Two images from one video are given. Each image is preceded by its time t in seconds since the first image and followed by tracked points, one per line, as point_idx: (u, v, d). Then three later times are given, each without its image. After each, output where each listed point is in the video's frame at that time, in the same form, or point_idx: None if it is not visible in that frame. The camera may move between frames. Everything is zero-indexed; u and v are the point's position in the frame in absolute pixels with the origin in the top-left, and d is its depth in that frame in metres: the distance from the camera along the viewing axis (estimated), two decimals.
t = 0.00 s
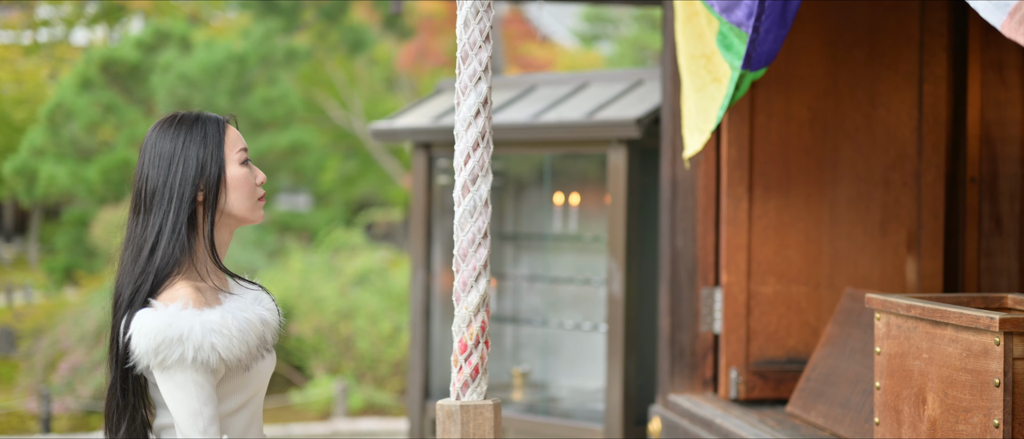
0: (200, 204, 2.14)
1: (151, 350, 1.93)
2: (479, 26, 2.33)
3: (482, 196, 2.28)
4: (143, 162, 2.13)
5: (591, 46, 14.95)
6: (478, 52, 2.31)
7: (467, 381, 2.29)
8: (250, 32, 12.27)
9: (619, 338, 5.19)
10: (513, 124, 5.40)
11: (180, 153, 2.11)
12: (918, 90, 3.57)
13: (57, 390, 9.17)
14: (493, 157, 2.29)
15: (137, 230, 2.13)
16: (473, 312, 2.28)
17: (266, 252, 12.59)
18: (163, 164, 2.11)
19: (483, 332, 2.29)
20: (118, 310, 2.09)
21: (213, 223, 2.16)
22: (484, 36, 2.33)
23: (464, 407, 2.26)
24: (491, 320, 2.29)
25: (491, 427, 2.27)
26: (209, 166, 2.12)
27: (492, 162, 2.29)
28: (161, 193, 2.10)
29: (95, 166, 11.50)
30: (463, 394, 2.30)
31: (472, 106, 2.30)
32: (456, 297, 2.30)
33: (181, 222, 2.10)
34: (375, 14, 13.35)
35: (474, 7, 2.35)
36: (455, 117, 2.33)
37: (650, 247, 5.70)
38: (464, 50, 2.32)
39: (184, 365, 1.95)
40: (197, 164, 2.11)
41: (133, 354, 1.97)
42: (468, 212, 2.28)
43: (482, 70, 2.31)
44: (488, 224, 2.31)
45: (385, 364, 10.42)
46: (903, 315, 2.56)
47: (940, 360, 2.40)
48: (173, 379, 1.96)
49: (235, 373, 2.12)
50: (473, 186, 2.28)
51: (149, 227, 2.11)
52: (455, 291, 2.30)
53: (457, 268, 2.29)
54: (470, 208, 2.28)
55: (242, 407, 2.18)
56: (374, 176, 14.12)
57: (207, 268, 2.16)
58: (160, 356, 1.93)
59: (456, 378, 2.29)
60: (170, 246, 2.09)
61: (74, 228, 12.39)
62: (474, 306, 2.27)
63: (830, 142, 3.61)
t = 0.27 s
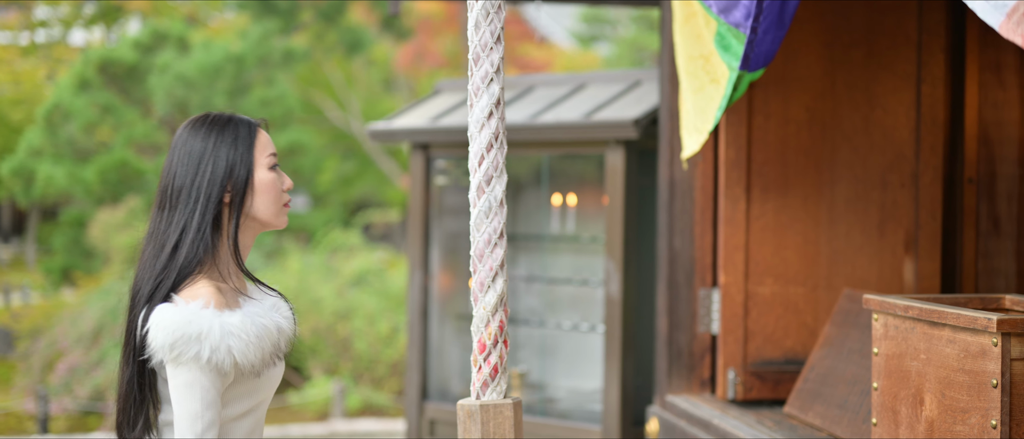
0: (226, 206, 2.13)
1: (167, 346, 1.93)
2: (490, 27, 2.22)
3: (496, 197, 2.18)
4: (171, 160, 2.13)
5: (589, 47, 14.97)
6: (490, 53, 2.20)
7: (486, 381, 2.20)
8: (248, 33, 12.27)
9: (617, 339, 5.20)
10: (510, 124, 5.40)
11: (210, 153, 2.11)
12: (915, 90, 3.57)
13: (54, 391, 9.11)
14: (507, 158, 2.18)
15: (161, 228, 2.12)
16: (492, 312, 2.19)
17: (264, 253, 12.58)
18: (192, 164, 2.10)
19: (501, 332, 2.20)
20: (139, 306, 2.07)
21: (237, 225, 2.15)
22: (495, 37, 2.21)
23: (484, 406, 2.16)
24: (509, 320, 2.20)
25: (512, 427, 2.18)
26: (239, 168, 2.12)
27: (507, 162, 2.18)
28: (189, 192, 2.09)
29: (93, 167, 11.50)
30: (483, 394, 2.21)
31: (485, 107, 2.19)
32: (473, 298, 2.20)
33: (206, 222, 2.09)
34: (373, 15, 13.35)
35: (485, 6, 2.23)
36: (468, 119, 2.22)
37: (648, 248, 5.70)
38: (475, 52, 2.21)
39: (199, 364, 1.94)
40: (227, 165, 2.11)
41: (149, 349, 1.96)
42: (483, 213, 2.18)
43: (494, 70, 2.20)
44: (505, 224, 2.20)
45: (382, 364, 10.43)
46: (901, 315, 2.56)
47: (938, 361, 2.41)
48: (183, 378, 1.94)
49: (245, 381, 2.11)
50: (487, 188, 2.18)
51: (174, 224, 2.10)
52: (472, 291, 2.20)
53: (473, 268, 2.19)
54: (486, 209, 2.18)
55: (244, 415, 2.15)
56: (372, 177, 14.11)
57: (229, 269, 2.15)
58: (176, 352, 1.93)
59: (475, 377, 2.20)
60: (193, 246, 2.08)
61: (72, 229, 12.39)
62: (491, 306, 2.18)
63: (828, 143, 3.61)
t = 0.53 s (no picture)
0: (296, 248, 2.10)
1: (193, 355, 1.96)
2: (495, 30, 2.23)
3: (502, 199, 2.18)
4: (264, 184, 2.11)
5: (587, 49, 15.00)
6: (494, 56, 2.21)
7: (493, 382, 2.20)
8: (246, 34, 12.27)
9: (614, 340, 5.20)
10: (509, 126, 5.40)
11: (303, 192, 2.08)
12: (913, 93, 3.58)
13: (52, 393, 8.99)
14: (512, 160, 2.19)
15: (231, 245, 2.10)
16: (498, 313, 2.19)
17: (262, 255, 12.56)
18: (282, 197, 2.08)
19: (508, 333, 2.21)
20: (184, 309, 2.07)
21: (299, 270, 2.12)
22: (500, 39, 2.22)
23: (490, 407, 2.17)
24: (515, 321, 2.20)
25: (519, 427, 2.18)
26: (324, 214, 2.09)
27: (512, 165, 2.19)
28: (268, 222, 2.07)
29: (91, 168, 11.50)
30: (490, 394, 2.21)
31: (490, 110, 2.19)
32: (480, 299, 2.21)
33: (274, 258, 2.06)
34: (371, 16, 13.36)
35: (489, 10, 2.24)
36: (473, 122, 2.23)
37: (646, 249, 5.71)
38: (479, 54, 2.22)
39: (215, 381, 1.97)
40: (312, 211, 2.07)
41: (174, 354, 2.00)
42: (489, 214, 2.18)
43: (498, 73, 2.20)
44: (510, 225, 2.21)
45: (380, 366, 10.48)
46: (898, 317, 2.56)
47: (935, 363, 2.40)
48: (195, 390, 1.97)
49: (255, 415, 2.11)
50: (493, 190, 2.18)
51: (242, 246, 2.08)
52: (478, 291, 2.21)
53: (479, 270, 2.20)
54: (491, 210, 2.18)
55: None
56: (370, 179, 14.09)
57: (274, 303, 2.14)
58: (199, 364, 1.96)
59: (482, 379, 2.21)
60: (251, 275, 2.06)
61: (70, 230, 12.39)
62: (497, 307, 2.19)
63: (826, 145, 3.62)
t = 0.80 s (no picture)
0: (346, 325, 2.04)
1: (210, 384, 1.89)
2: (487, 32, 2.26)
3: (492, 200, 2.22)
4: (355, 252, 2.02)
5: (584, 51, 15.03)
6: (486, 58, 2.25)
7: (482, 384, 2.23)
8: (243, 36, 12.27)
9: (612, 343, 5.19)
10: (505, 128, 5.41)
11: (387, 279, 2.01)
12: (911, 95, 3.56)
13: (49, 395, 9.03)
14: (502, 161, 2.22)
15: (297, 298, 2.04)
16: (487, 315, 2.22)
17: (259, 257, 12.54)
18: (366, 278, 2.01)
19: (496, 335, 2.23)
20: (220, 335, 2.02)
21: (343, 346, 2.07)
22: (491, 42, 2.26)
23: (478, 409, 2.20)
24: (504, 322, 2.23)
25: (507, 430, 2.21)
26: (395, 309, 2.04)
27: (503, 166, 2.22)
28: (343, 297, 2.01)
29: (88, 170, 11.49)
30: (478, 396, 2.23)
31: (481, 111, 2.24)
32: (470, 300, 2.24)
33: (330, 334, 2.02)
34: (368, 18, 13.36)
35: (482, 12, 2.27)
36: (464, 124, 2.27)
37: (644, 252, 5.70)
38: (471, 57, 2.26)
39: (221, 418, 1.88)
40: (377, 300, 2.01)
41: (196, 376, 1.93)
42: (479, 216, 2.22)
43: (490, 75, 2.24)
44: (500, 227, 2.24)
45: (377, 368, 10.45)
46: (895, 320, 2.56)
47: (932, 365, 2.41)
48: (199, 419, 1.88)
49: None
50: (483, 192, 2.22)
51: (306, 304, 2.03)
52: (468, 294, 2.24)
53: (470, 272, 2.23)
54: (482, 212, 2.22)
55: None
56: (367, 182, 13.99)
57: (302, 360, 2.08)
58: (212, 393, 1.89)
59: (471, 381, 2.23)
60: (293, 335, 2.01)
61: (67, 232, 12.40)
62: (486, 309, 2.22)
63: (822, 147, 3.63)
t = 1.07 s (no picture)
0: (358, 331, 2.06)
1: (218, 386, 1.90)
2: (473, 37, 2.59)
3: (474, 204, 2.55)
4: (367, 260, 2.05)
5: (583, 54, 15.10)
6: (472, 62, 2.58)
7: (459, 387, 2.54)
8: (243, 40, 12.28)
9: (611, 346, 5.19)
10: (505, 131, 5.41)
11: (397, 287, 2.05)
12: (910, 99, 3.57)
13: (48, 398, 8.95)
14: (484, 165, 2.56)
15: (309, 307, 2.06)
16: (466, 319, 2.53)
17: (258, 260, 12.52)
18: (378, 286, 2.04)
19: (474, 338, 2.54)
20: (230, 339, 2.02)
21: (351, 353, 2.10)
22: (478, 46, 2.59)
23: (455, 413, 2.52)
24: (480, 326, 2.54)
25: (481, 430, 2.54)
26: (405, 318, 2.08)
27: (484, 170, 2.56)
28: (355, 304, 2.03)
29: (87, 173, 11.47)
30: (456, 398, 2.55)
31: (466, 115, 2.57)
32: (450, 304, 2.55)
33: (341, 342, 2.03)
34: (368, 22, 13.37)
35: (470, 17, 2.60)
36: (449, 127, 2.60)
37: (644, 255, 5.70)
38: (459, 60, 2.59)
39: (227, 421, 1.88)
40: (389, 305, 2.04)
41: (204, 377, 1.93)
42: (461, 219, 2.55)
43: (475, 80, 2.58)
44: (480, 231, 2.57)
45: (377, 371, 10.44)
46: (894, 323, 2.56)
47: (931, 368, 2.40)
48: (206, 421, 1.88)
49: None
50: (466, 195, 2.56)
51: (319, 312, 2.05)
52: (449, 297, 2.55)
53: (451, 275, 2.55)
54: (464, 216, 2.55)
55: None
56: (366, 184, 14.03)
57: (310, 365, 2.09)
58: (220, 395, 1.89)
59: (449, 384, 2.55)
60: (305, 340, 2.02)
61: (66, 235, 12.39)
62: (466, 313, 2.52)
63: (821, 150, 3.63)
